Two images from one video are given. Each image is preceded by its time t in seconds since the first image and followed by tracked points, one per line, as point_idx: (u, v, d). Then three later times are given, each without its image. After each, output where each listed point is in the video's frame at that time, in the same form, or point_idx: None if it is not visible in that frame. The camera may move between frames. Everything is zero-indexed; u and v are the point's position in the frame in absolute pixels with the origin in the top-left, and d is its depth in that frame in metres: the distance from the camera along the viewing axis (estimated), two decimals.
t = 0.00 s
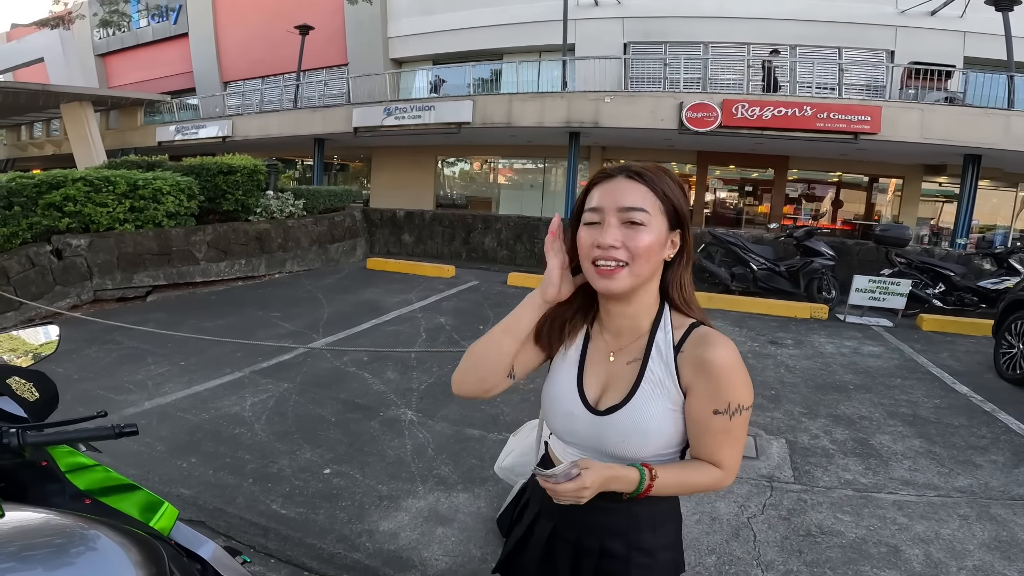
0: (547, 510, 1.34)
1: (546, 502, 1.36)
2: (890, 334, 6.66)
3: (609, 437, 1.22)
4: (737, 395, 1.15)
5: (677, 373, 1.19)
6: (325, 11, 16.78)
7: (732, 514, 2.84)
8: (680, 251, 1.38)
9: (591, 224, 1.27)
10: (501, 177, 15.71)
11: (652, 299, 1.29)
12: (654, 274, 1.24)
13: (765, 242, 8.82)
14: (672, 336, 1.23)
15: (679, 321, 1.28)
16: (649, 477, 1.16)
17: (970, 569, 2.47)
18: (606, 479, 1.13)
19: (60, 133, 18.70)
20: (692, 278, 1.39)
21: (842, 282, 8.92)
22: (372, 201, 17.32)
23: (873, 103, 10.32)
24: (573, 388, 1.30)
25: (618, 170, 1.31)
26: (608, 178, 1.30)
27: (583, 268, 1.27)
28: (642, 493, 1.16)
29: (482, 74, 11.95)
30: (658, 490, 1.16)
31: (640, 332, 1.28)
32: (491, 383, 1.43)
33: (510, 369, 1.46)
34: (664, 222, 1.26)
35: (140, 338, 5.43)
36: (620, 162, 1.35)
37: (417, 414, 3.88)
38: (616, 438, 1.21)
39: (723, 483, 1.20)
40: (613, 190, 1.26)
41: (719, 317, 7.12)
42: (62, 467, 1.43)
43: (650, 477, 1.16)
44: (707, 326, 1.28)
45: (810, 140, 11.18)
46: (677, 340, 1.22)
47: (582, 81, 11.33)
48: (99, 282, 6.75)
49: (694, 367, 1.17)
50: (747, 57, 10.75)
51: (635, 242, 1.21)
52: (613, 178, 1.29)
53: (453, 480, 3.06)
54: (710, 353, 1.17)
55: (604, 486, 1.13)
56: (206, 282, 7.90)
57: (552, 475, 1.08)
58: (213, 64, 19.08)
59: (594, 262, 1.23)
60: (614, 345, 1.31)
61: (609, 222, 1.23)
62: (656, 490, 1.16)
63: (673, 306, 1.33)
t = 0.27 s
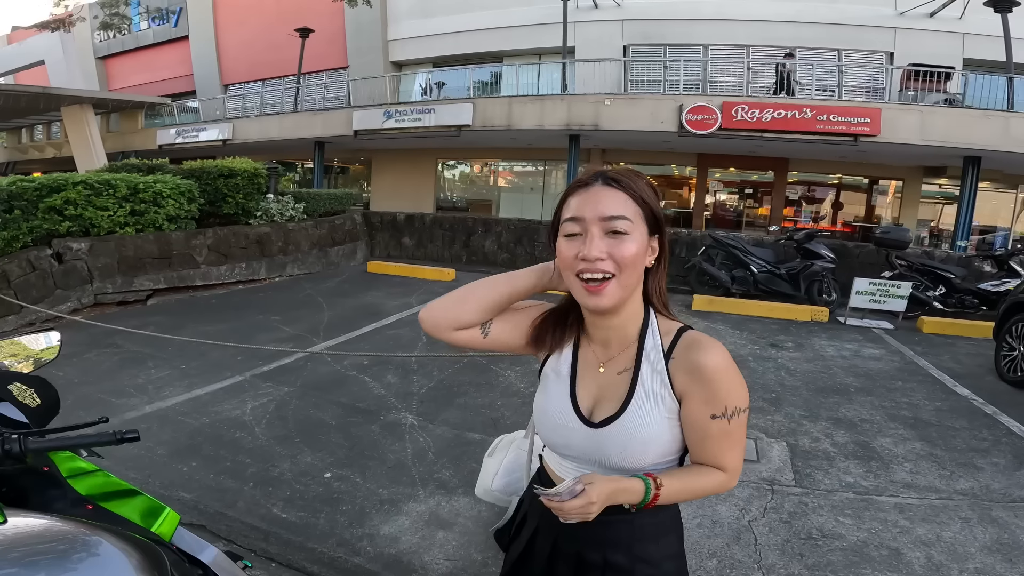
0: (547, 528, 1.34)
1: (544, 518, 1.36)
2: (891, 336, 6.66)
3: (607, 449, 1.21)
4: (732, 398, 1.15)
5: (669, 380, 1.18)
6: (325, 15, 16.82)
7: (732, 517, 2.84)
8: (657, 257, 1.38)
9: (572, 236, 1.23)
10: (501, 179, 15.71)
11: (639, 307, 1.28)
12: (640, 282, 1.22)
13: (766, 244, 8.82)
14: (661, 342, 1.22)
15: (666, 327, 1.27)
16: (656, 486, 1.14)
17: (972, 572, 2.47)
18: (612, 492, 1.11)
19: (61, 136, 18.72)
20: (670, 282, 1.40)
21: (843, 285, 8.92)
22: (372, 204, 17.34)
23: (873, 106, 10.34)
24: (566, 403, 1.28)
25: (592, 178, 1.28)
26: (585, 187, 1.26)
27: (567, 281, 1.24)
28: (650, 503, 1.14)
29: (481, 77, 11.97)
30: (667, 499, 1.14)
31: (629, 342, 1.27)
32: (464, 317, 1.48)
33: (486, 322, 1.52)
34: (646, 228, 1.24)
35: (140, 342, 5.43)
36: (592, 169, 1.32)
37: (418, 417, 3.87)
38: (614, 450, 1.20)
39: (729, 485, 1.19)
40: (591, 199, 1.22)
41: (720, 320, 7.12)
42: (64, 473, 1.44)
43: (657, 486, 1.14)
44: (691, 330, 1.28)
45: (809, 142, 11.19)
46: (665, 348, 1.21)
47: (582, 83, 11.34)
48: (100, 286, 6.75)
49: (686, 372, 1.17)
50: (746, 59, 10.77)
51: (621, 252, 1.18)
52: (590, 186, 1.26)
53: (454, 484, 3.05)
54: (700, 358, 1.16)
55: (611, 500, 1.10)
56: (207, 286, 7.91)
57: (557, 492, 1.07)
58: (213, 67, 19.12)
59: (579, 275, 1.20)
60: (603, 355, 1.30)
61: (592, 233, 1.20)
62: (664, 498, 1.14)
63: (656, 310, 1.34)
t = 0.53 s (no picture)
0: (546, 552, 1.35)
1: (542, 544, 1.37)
2: (892, 338, 6.65)
3: (606, 476, 1.18)
4: (751, 424, 1.12)
5: (680, 405, 1.15)
6: (325, 16, 16.85)
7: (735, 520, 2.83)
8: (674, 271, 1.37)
9: (586, 238, 1.22)
10: (502, 181, 15.70)
11: (651, 323, 1.26)
12: (655, 292, 1.21)
13: (767, 246, 8.81)
14: (674, 363, 1.20)
15: (680, 346, 1.25)
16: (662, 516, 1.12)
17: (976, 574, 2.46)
18: (616, 522, 1.09)
19: (62, 138, 18.75)
20: (686, 297, 1.39)
21: (844, 286, 8.91)
22: (373, 206, 17.35)
23: (873, 107, 10.34)
24: (567, 423, 1.27)
25: (612, 178, 1.28)
26: (603, 187, 1.26)
27: (575, 286, 1.22)
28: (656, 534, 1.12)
29: (482, 78, 11.97)
30: (673, 530, 1.12)
31: (638, 360, 1.26)
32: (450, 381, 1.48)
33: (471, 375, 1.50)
34: (664, 235, 1.23)
35: (142, 344, 5.43)
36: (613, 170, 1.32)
37: (419, 420, 3.87)
38: (615, 476, 1.18)
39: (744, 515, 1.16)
40: (608, 202, 1.22)
41: (721, 322, 7.12)
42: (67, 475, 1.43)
43: (663, 516, 1.12)
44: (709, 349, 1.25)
45: (810, 143, 11.19)
46: (679, 370, 1.18)
47: (582, 85, 11.34)
48: (101, 288, 6.76)
49: (700, 396, 1.14)
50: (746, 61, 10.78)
51: (635, 259, 1.17)
52: (608, 187, 1.26)
53: (456, 486, 3.05)
54: (718, 382, 1.12)
55: (614, 531, 1.09)
56: (208, 288, 7.91)
57: (551, 526, 1.08)
58: (214, 69, 19.15)
59: (589, 281, 1.18)
60: (610, 373, 1.29)
61: (605, 238, 1.19)
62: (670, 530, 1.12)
63: (672, 327, 1.32)
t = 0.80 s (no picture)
0: None
1: None
2: (892, 341, 6.64)
3: (601, 531, 1.18)
4: (773, 487, 1.05)
5: (691, 465, 1.11)
6: (325, 17, 16.86)
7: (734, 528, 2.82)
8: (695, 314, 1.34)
9: (597, 273, 1.19)
10: (502, 183, 15.70)
11: (665, 371, 1.23)
12: (671, 335, 1.16)
13: (767, 249, 8.79)
14: (687, 417, 1.16)
15: (696, 398, 1.21)
16: None
17: None
18: None
19: (63, 140, 18.78)
20: (708, 340, 1.36)
21: (844, 289, 8.89)
22: (373, 208, 17.35)
23: (873, 108, 10.33)
24: (564, 476, 1.27)
25: (631, 205, 1.23)
26: (619, 216, 1.22)
27: (583, 326, 1.19)
28: None
29: (482, 80, 11.96)
30: None
31: (648, 411, 1.23)
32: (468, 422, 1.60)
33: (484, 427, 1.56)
34: (685, 272, 1.18)
35: (141, 349, 5.43)
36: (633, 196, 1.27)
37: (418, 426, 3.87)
38: (611, 532, 1.17)
39: None
40: (623, 235, 1.18)
41: (721, 326, 7.11)
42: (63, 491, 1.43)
43: None
44: (729, 404, 1.19)
45: (810, 145, 11.18)
46: (691, 425, 1.15)
47: (582, 87, 11.34)
48: (100, 292, 6.76)
49: (713, 455, 1.09)
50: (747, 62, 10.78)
51: (648, 300, 1.12)
52: (626, 216, 1.21)
53: (454, 494, 3.04)
54: (736, 441, 1.06)
55: None
56: (208, 292, 7.91)
57: None
58: (215, 71, 19.17)
59: (597, 324, 1.15)
60: (615, 425, 1.27)
61: (616, 276, 1.15)
62: None
63: (688, 375, 1.30)
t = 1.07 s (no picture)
0: None
1: None
2: (893, 341, 6.63)
3: (627, 548, 1.15)
4: (820, 506, 1.00)
5: (729, 480, 1.08)
6: (325, 19, 16.87)
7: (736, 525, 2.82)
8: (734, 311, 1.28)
9: (611, 268, 1.13)
10: (502, 184, 15.73)
11: (698, 377, 1.18)
12: (697, 334, 1.09)
13: (768, 249, 8.79)
14: (726, 429, 1.12)
15: (737, 407, 1.17)
16: None
17: None
18: None
19: (63, 141, 18.80)
20: (755, 340, 1.30)
21: (845, 289, 8.89)
22: (373, 209, 17.36)
23: (873, 108, 10.35)
24: (584, 488, 1.23)
25: (648, 192, 1.18)
26: (635, 204, 1.16)
27: (597, 324, 1.13)
28: None
29: (482, 80, 11.97)
30: None
31: (680, 422, 1.18)
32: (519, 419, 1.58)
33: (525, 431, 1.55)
34: (714, 263, 1.10)
35: (141, 349, 5.43)
36: (652, 181, 1.21)
37: (419, 425, 3.86)
38: (636, 549, 1.14)
39: None
40: (639, 225, 1.12)
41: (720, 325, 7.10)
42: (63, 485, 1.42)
43: None
44: (772, 414, 1.14)
45: (811, 145, 11.18)
46: (731, 438, 1.11)
47: (582, 88, 11.36)
48: (101, 292, 6.76)
49: (756, 471, 1.05)
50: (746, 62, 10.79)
51: (665, 297, 1.05)
52: (642, 204, 1.16)
53: (455, 492, 3.04)
54: (783, 458, 1.02)
55: None
56: (208, 292, 7.90)
57: None
58: (215, 72, 19.19)
59: (610, 324, 1.09)
60: (641, 434, 1.23)
61: (630, 272, 1.09)
62: None
63: (729, 380, 1.25)
